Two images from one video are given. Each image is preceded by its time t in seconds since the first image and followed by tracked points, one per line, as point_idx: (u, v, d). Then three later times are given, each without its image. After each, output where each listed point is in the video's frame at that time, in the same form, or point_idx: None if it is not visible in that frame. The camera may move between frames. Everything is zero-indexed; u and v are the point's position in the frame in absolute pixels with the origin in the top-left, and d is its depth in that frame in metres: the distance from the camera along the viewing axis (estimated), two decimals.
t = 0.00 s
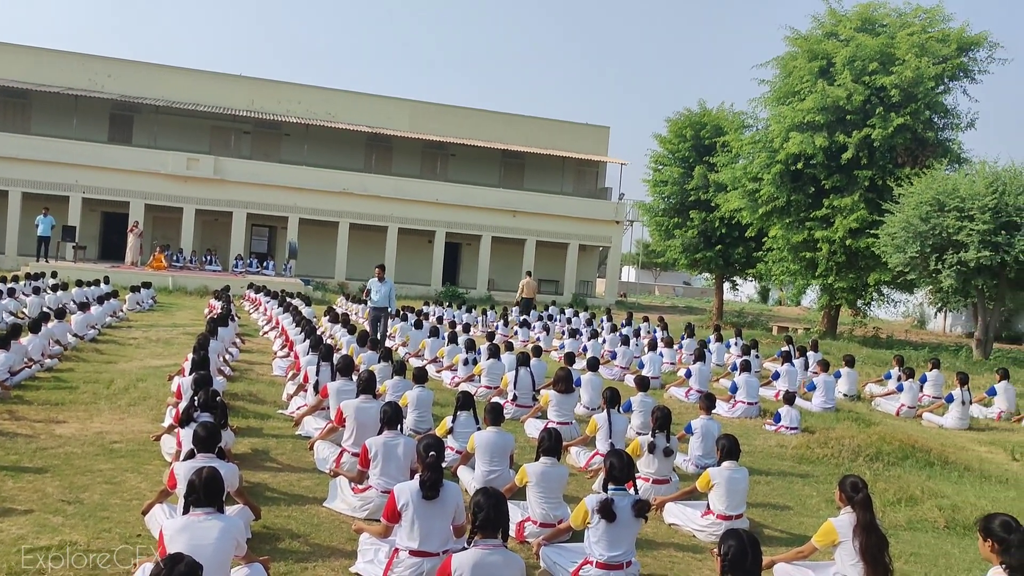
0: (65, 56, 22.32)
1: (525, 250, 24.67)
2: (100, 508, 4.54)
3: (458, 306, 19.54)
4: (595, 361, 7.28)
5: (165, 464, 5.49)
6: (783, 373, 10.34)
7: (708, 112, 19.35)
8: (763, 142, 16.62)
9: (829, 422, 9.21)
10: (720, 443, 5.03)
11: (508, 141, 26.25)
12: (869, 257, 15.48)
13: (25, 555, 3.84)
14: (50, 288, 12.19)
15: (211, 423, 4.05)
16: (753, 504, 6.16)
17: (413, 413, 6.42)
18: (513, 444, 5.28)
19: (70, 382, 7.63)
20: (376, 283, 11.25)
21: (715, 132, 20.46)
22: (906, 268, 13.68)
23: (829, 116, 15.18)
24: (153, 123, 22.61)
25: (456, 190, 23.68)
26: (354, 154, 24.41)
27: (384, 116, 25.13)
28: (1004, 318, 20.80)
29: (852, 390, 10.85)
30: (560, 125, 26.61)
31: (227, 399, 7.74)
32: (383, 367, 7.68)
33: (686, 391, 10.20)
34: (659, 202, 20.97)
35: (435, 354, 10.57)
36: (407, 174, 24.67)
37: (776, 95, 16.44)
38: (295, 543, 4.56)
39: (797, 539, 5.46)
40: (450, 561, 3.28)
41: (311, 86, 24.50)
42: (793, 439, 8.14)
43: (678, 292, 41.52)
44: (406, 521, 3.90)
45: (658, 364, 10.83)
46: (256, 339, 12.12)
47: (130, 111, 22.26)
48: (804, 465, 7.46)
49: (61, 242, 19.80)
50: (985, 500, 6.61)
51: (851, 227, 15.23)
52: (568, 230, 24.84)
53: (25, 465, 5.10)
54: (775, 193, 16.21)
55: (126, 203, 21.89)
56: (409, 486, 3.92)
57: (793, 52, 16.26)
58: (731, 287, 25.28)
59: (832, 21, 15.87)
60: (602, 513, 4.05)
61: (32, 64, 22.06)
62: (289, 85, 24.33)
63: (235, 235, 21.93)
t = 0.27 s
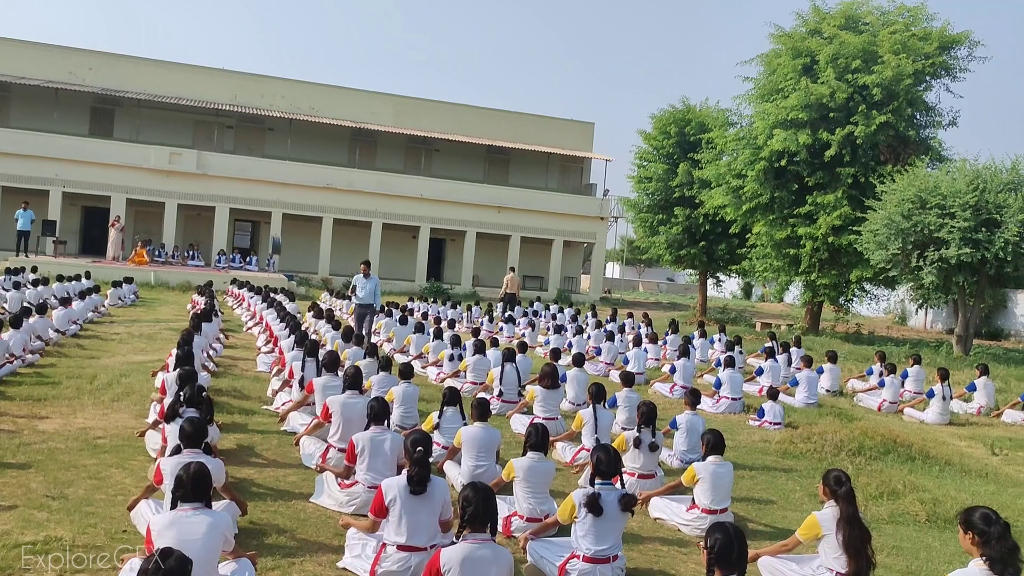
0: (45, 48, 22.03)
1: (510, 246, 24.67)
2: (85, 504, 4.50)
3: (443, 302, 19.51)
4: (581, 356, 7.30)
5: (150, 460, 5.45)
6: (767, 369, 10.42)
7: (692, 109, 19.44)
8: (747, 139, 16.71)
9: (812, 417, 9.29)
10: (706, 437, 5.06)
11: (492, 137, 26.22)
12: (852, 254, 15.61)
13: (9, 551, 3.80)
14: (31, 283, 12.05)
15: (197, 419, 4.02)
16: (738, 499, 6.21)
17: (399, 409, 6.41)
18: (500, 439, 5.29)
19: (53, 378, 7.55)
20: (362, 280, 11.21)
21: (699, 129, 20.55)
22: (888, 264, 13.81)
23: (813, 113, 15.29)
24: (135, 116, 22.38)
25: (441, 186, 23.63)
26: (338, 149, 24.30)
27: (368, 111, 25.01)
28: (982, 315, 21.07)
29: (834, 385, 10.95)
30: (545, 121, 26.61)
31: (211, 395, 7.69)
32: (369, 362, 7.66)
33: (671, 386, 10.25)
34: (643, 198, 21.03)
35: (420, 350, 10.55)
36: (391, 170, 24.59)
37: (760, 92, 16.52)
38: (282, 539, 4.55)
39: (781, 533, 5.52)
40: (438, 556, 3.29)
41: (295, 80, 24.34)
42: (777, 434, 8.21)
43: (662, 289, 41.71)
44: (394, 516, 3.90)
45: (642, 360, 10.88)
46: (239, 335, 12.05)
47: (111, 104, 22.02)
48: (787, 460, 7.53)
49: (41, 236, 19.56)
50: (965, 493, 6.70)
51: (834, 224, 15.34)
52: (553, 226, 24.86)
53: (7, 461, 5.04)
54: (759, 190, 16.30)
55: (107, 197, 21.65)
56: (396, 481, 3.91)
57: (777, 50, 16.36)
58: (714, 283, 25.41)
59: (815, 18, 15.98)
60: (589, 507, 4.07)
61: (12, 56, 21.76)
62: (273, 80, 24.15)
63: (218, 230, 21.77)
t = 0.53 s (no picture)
0: (29, 39, 21.80)
1: (498, 241, 24.68)
2: (73, 497, 4.48)
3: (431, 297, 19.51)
4: (569, 351, 7.32)
5: (138, 454, 5.43)
6: (753, 364, 10.49)
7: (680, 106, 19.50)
8: (735, 135, 16.79)
9: (798, 412, 9.38)
10: (693, 432, 5.09)
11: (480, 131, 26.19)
12: (838, 250, 15.73)
13: None
14: (16, 276, 11.94)
15: (187, 413, 4.01)
16: (724, 493, 6.26)
17: (387, 403, 6.41)
18: (489, 434, 5.31)
19: (39, 372, 7.50)
20: (352, 275, 11.17)
21: (687, 125, 20.62)
22: (874, 261, 13.93)
23: (800, 110, 15.38)
24: (121, 108, 22.19)
25: (429, 180, 23.59)
26: (326, 143, 24.19)
27: (356, 105, 24.92)
28: (966, 311, 21.29)
29: (820, 380, 11.05)
30: (534, 116, 26.60)
31: (199, 389, 7.67)
32: (358, 357, 7.65)
33: (659, 381, 10.31)
34: (631, 194, 21.08)
35: (409, 345, 10.55)
36: (379, 164, 24.51)
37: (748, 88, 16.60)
38: (272, 532, 4.55)
39: (767, 526, 5.57)
40: (429, 549, 3.31)
41: (283, 73, 24.20)
42: (763, 429, 8.28)
43: (649, 284, 41.87)
44: (384, 509, 3.92)
45: (630, 355, 10.93)
46: (227, 329, 12.00)
47: (97, 96, 21.82)
48: (773, 454, 7.60)
49: (25, 229, 19.38)
50: (948, 487, 6.79)
51: (820, 221, 15.45)
52: (541, 222, 24.88)
53: None
54: (746, 186, 16.39)
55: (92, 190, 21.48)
56: (386, 475, 3.92)
57: (765, 47, 16.43)
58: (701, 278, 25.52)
59: (803, 15, 16.06)
60: (578, 501, 4.10)
61: None
62: (261, 73, 24.01)
63: (205, 224, 21.64)
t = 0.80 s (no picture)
0: (22, 31, 21.69)
1: (492, 236, 24.70)
2: (69, 490, 4.51)
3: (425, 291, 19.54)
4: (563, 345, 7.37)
5: (133, 446, 5.46)
6: (746, 359, 10.56)
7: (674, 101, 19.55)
8: (729, 131, 16.85)
9: (790, 407, 9.45)
10: (685, 425, 5.15)
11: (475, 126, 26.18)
12: (831, 246, 15.82)
13: None
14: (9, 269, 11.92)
15: (183, 405, 4.05)
16: (715, 486, 6.33)
17: (382, 397, 6.45)
18: (483, 427, 5.35)
19: (33, 365, 7.51)
20: (348, 269, 11.17)
21: (681, 120, 20.67)
22: (867, 257, 14.02)
23: (794, 106, 15.44)
24: (114, 101, 22.11)
25: (424, 174, 23.59)
26: (320, 136, 24.15)
27: (350, 98, 24.88)
28: (958, 307, 21.43)
29: (812, 375, 11.13)
30: (528, 110, 26.60)
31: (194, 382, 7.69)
32: (352, 350, 7.69)
33: (652, 375, 10.37)
34: (626, 189, 21.12)
35: (403, 339, 10.58)
36: (374, 158, 24.50)
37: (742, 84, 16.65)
38: (267, 524, 4.59)
39: (757, 519, 5.64)
40: (423, 540, 3.36)
41: (277, 67, 24.13)
42: (755, 423, 8.35)
43: (644, 279, 41.97)
44: (380, 501, 3.96)
45: (624, 349, 10.99)
46: (221, 322, 12.01)
47: (90, 88, 21.74)
48: (765, 448, 7.67)
49: (18, 222, 19.32)
50: (937, 481, 6.87)
51: (814, 217, 15.54)
52: (535, 216, 24.91)
53: None
54: (740, 182, 16.46)
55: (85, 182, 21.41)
56: (381, 467, 3.96)
57: (760, 42, 16.48)
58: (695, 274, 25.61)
59: (798, 11, 16.10)
60: (571, 493, 4.15)
61: None
62: (255, 66, 23.93)
63: (199, 217, 21.61)
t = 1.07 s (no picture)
0: (24, 25, 21.73)
1: (493, 230, 24.76)
2: (74, 479, 4.60)
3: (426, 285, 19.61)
4: (562, 339, 7.45)
5: (137, 437, 5.55)
6: (745, 353, 10.63)
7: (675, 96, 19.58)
8: (730, 126, 16.88)
9: (788, 400, 9.53)
10: (683, 418, 5.23)
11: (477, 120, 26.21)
12: (831, 241, 15.87)
13: (3, 523, 3.91)
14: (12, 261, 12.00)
15: (187, 396, 4.13)
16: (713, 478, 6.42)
17: (383, 389, 6.53)
18: (483, 419, 5.43)
19: (37, 356, 7.60)
20: (352, 264, 11.18)
21: (682, 115, 20.70)
22: (867, 251, 14.09)
23: (795, 101, 15.48)
24: (116, 94, 22.16)
25: (425, 168, 23.64)
26: (322, 130, 24.19)
27: (352, 92, 24.91)
28: (958, 302, 21.49)
29: (811, 369, 11.20)
30: (530, 105, 26.62)
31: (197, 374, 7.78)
32: (353, 343, 7.77)
33: (652, 369, 10.45)
34: (627, 184, 21.15)
35: (404, 332, 10.66)
36: (375, 152, 24.54)
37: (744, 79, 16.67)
38: (270, 513, 4.68)
39: (754, 510, 5.73)
40: (424, 528, 3.44)
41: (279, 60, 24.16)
42: (753, 417, 8.43)
43: (645, 274, 42.03)
44: (381, 491, 4.05)
45: (623, 343, 11.06)
46: (223, 315, 12.09)
47: (92, 82, 21.79)
48: (763, 441, 7.75)
49: (21, 215, 19.40)
50: (932, 474, 6.96)
51: (814, 212, 15.59)
52: (536, 210, 24.96)
53: None
54: (741, 176, 16.51)
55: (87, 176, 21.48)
56: (383, 457, 4.04)
57: (761, 37, 16.51)
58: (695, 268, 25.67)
59: (799, 6, 16.13)
60: (570, 484, 4.23)
61: None
62: (257, 59, 23.96)
63: (200, 211, 21.68)
